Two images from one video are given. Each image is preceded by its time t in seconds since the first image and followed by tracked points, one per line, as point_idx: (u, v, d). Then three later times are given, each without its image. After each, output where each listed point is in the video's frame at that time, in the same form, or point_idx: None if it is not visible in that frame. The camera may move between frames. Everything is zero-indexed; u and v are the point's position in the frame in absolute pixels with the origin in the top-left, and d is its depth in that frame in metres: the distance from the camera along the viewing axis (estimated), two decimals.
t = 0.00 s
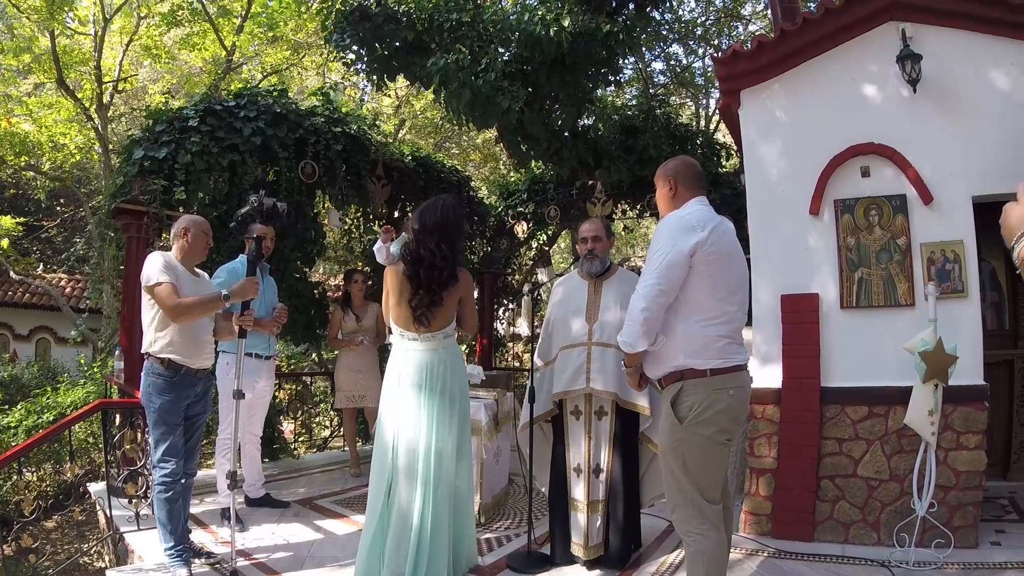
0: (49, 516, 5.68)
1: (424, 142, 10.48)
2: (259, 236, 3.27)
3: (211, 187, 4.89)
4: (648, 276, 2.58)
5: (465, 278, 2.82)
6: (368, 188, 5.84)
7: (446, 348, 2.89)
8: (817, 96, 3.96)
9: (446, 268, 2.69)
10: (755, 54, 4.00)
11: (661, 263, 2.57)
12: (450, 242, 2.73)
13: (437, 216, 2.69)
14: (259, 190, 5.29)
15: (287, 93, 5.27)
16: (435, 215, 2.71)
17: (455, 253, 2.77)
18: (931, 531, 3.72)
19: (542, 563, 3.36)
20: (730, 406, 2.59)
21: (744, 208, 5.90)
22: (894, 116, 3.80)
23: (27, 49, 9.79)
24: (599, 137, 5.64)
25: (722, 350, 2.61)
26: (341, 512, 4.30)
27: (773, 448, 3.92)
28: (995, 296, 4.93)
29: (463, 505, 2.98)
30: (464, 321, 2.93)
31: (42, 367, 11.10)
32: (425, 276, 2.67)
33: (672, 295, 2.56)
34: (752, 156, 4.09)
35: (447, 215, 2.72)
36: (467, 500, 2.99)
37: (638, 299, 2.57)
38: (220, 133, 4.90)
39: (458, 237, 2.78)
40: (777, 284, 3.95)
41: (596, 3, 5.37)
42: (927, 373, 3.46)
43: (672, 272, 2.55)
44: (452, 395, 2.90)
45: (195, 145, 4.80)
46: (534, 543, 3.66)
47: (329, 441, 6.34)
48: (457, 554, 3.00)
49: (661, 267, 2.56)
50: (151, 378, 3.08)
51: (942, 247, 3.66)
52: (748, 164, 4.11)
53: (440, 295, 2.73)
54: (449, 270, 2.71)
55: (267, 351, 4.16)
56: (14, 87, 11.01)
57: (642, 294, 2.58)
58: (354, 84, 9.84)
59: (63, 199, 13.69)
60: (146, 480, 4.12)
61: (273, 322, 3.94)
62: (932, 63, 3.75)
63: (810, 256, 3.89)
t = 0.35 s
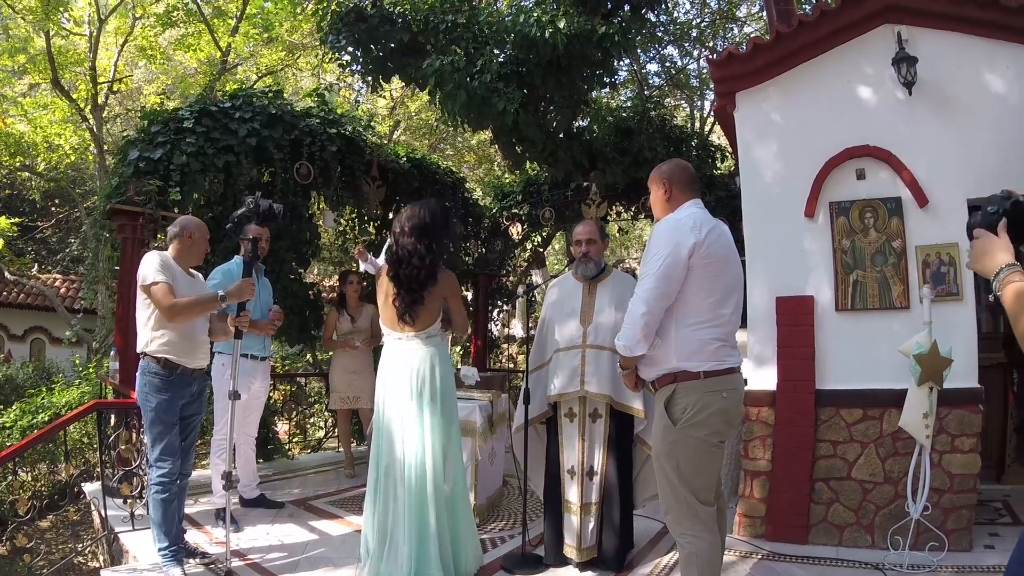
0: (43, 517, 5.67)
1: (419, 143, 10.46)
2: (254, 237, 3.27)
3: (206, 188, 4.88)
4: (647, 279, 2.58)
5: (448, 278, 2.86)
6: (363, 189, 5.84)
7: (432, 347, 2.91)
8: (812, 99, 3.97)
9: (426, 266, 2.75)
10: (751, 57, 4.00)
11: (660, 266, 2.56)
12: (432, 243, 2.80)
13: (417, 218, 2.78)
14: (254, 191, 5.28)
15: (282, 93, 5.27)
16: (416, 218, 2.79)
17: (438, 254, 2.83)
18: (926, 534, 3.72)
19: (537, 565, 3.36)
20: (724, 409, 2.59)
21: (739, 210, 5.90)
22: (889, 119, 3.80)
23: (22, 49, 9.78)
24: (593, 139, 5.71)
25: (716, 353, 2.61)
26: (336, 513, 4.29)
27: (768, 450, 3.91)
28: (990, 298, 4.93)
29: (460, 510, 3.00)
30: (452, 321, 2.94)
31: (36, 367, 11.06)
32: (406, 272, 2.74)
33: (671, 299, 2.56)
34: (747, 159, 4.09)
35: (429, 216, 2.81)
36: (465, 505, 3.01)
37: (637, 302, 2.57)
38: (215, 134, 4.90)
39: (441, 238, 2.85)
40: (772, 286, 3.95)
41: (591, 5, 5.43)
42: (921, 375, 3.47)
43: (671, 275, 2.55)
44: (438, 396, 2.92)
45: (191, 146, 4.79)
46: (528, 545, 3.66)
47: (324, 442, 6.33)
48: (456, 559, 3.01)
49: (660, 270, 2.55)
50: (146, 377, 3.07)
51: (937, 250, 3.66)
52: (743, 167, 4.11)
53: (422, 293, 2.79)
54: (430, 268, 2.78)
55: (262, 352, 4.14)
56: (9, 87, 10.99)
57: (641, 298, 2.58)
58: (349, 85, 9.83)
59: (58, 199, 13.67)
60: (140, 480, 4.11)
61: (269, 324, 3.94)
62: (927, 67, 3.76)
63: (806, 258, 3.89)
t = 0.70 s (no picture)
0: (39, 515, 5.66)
1: (417, 143, 10.45)
2: (251, 235, 3.26)
3: (204, 187, 4.88)
4: (645, 283, 2.58)
5: (405, 279, 2.92)
6: (361, 188, 5.83)
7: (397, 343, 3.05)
8: (811, 102, 3.98)
9: (375, 267, 2.91)
10: (749, 59, 4.00)
11: (659, 269, 2.56)
12: (387, 246, 2.95)
13: (370, 223, 2.94)
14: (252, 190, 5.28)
15: (281, 92, 5.27)
16: (368, 223, 2.96)
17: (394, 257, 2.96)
18: (921, 537, 3.73)
19: (533, 565, 3.36)
20: (720, 410, 2.59)
21: (736, 212, 5.90)
22: (888, 122, 3.81)
23: (20, 47, 9.77)
24: (592, 140, 5.70)
25: (712, 354, 2.61)
26: (332, 512, 4.28)
27: (764, 452, 3.92)
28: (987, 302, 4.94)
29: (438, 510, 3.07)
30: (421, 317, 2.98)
31: (33, 364, 11.04)
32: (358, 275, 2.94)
33: (669, 302, 2.57)
34: (746, 161, 4.10)
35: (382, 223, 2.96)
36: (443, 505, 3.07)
37: (635, 306, 2.57)
38: (213, 133, 4.89)
39: (398, 241, 2.98)
40: (769, 289, 3.96)
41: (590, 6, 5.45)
42: (918, 379, 3.47)
43: (670, 279, 2.55)
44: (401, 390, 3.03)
45: (189, 144, 4.78)
46: (524, 545, 3.65)
47: (320, 441, 6.32)
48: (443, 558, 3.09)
49: (658, 274, 2.55)
50: (149, 374, 3.05)
51: (934, 253, 3.67)
52: (741, 169, 4.12)
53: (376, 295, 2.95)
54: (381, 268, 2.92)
55: (261, 351, 4.14)
56: (6, 85, 10.96)
57: (638, 301, 2.58)
58: (347, 85, 9.82)
59: (55, 197, 13.66)
60: (137, 478, 4.11)
61: (267, 326, 3.94)
62: (926, 70, 3.77)
63: (803, 261, 3.90)
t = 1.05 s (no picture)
0: (37, 515, 5.66)
1: (414, 143, 10.45)
2: (247, 235, 3.24)
3: (202, 188, 4.87)
4: (646, 283, 2.57)
5: (379, 284, 2.99)
6: (359, 189, 5.83)
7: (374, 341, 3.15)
8: (809, 101, 3.98)
9: (355, 274, 2.94)
10: (748, 59, 4.01)
11: (660, 269, 2.56)
12: (365, 251, 2.98)
13: (345, 230, 2.98)
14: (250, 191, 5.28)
15: (278, 93, 5.26)
16: (345, 230, 3.00)
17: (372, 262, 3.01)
18: (919, 536, 3.73)
19: (532, 565, 3.36)
20: (719, 409, 2.59)
21: (735, 212, 5.90)
22: (886, 122, 3.82)
23: (17, 48, 9.77)
24: (589, 140, 5.70)
25: (711, 354, 2.61)
26: (331, 512, 4.28)
27: (763, 452, 3.92)
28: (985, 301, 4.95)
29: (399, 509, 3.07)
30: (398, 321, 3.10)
31: (31, 366, 11.04)
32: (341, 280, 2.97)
33: (669, 303, 2.57)
34: (744, 161, 4.11)
35: (356, 229, 3.01)
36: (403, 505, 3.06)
37: (635, 306, 2.57)
38: (211, 133, 4.88)
39: (372, 246, 3.04)
40: (768, 288, 3.96)
41: (588, 5, 5.48)
42: (916, 378, 3.47)
43: (670, 279, 2.55)
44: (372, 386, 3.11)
45: (186, 145, 4.78)
46: (523, 545, 3.65)
47: (318, 442, 6.32)
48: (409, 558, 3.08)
49: (659, 274, 2.55)
50: (153, 376, 3.04)
51: (933, 252, 3.67)
52: (740, 169, 4.12)
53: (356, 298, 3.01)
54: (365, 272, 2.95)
55: (259, 352, 4.14)
56: (4, 86, 10.94)
57: (638, 302, 2.58)
58: (345, 85, 9.82)
59: (53, 199, 13.66)
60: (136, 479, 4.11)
61: (266, 326, 3.94)
62: (924, 70, 3.77)
63: (801, 260, 3.90)
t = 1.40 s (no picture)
0: (37, 521, 5.64)
1: (409, 143, 10.44)
2: (241, 238, 3.23)
3: (197, 191, 4.86)
4: (646, 279, 2.57)
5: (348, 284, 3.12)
6: (355, 189, 5.82)
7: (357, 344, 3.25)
8: (804, 95, 3.98)
9: (322, 273, 3.10)
10: (741, 54, 4.00)
11: (659, 266, 2.55)
12: (337, 252, 3.12)
13: (318, 229, 3.13)
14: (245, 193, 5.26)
15: (272, 95, 5.25)
16: (319, 229, 3.14)
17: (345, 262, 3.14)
18: (920, 529, 3.73)
19: (533, 564, 3.36)
20: (719, 405, 2.58)
21: (732, 207, 5.90)
22: (881, 115, 3.82)
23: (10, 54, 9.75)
24: (585, 138, 5.65)
25: (710, 350, 2.60)
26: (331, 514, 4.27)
27: (762, 447, 3.92)
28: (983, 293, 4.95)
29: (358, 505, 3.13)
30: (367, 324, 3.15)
31: (28, 372, 11.02)
32: (306, 277, 3.15)
33: (669, 299, 2.57)
34: (739, 156, 4.11)
35: (332, 229, 3.14)
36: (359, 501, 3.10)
37: (636, 303, 2.56)
38: (205, 136, 4.87)
39: (349, 247, 3.16)
40: (765, 284, 3.96)
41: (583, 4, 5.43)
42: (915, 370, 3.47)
43: (670, 275, 2.55)
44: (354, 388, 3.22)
45: (181, 148, 4.77)
46: (524, 543, 3.65)
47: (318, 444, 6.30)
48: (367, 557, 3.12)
49: (658, 270, 2.55)
50: (150, 381, 3.02)
51: (930, 244, 3.67)
52: (735, 164, 4.12)
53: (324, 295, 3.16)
54: (328, 274, 3.10)
55: (255, 355, 4.13)
56: None
57: (637, 299, 2.57)
58: (339, 86, 9.81)
59: (48, 204, 13.64)
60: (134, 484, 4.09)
61: (262, 330, 3.93)
62: (918, 63, 3.77)
63: (798, 254, 3.90)
